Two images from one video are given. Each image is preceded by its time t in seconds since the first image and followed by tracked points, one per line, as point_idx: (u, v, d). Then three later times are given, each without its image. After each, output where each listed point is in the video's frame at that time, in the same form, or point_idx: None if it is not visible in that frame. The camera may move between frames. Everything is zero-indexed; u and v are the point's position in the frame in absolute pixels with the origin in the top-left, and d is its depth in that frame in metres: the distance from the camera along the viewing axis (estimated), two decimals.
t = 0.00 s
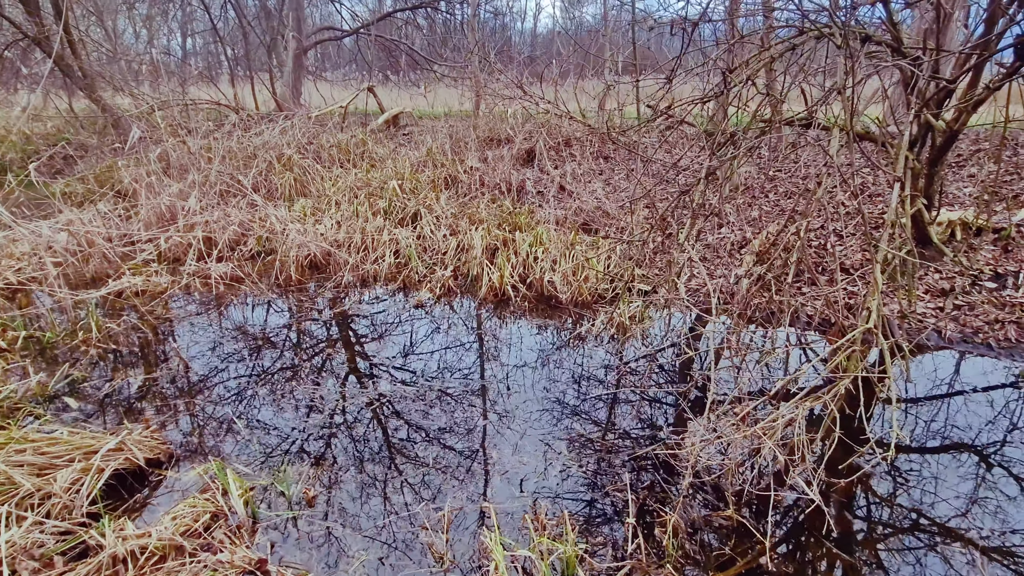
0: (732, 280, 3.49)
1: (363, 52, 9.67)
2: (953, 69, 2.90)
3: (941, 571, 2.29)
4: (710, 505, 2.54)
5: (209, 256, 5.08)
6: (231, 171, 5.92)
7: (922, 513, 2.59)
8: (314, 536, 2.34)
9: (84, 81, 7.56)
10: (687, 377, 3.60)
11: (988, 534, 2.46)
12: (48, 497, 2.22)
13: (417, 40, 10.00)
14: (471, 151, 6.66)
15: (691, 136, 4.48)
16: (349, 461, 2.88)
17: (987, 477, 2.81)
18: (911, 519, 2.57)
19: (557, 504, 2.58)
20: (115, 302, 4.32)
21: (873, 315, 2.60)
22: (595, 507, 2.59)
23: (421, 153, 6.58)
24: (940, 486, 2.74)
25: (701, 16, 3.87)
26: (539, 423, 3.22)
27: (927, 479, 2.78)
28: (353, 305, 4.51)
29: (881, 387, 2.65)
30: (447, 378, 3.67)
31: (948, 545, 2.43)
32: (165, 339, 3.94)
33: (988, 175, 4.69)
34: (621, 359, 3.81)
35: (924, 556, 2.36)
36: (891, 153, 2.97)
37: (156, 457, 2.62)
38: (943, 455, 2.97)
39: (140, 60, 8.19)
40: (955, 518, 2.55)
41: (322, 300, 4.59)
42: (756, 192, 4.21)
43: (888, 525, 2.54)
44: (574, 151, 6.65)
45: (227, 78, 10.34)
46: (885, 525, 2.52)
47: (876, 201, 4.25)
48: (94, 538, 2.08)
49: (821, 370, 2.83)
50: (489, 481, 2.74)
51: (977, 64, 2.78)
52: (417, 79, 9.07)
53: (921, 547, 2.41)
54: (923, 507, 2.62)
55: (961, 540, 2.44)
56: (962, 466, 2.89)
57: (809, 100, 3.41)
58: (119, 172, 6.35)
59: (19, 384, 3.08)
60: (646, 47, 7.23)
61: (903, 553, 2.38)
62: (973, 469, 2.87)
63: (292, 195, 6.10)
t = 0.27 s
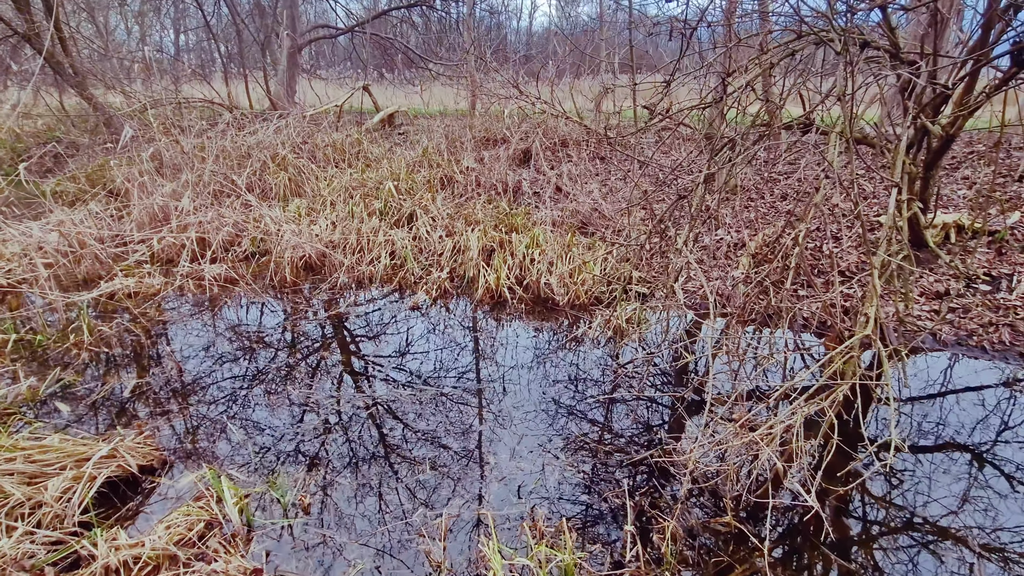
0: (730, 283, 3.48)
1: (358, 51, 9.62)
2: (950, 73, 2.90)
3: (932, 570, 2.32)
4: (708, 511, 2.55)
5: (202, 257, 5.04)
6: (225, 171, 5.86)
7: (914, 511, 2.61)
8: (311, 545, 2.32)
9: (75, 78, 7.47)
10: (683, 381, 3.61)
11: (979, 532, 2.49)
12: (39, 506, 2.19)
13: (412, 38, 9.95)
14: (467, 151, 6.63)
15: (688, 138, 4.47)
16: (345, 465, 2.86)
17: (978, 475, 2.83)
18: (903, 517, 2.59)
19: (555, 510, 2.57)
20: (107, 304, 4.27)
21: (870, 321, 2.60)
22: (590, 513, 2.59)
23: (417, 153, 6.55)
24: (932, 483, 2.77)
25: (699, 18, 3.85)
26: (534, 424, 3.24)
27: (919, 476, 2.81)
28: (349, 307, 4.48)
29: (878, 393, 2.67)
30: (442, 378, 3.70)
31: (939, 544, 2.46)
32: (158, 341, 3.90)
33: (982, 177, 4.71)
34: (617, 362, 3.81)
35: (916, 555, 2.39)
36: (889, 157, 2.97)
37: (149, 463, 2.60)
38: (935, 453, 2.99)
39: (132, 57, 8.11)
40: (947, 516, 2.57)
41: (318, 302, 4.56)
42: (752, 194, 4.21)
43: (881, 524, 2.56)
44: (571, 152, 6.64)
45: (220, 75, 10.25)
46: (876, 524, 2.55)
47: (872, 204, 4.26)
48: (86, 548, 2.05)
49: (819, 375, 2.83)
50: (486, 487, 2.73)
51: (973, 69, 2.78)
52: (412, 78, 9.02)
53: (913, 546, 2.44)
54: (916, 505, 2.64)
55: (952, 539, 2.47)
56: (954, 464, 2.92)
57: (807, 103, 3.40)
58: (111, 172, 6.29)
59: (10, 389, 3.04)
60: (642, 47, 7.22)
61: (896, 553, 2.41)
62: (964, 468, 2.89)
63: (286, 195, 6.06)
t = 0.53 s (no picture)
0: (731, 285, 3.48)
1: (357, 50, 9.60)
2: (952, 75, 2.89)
3: (929, 567, 2.32)
4: (709, 513, 2.55)
5: (202, 258, 5.02)
6: (224, 171, 5.85)
7: (912, 509, 2.62)
8: (311, 548, 2.31)
9: (73, 78, 7.44)
10: (683, 382, 3.62)
11: (976, 530, 2.49)
12: (39, 511, 2.18)
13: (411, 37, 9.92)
14: (466, 151, 6.62)
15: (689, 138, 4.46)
16: (346, 467, 2.85)
17: (975, 474, 2.84)
18: (901, 515, 2.59)
19: (556, 513, 2.57)
20: (106, 305, 4.26)
21: (872, 324, 2.60)
22: (590, 516, 2.59)
23: (416, 153, 6.54)
24: (929, 481, 2.77)
25: (699, 19, 3.85)
26: (533, 425, 3.25)
27: (916, 474, 2.81)
28: (348, 308, 4.47)
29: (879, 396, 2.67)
30: (441, 378, 3.71)
31: (936, 542, 2.46)
32: (158, 342, 3.89)
33: (981, 178, 4.71)
34: (617, 362, 3.82)
35: (913, 554, 2.39)
36: (890, 159, 2.97)
37: (149, 467, 2.59)
38: (933, 450, 3.00)
39: (130, 56, 8.08)
40: (944, 514, 2.57)
41: (318, 303, 4.55)
42: (752, 195, 4.21)
43: (879, 522, 2.56)
44: (570, 152, 6.63)
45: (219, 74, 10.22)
46: (874, 524, 2.55)
47: (873, 204, 4.25)
48: (87, 552, 2.05)
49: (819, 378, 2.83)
50: (487, 490, 2.72)
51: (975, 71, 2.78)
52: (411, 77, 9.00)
53: (910, 544, 2.45)
54: (913, 503, 2.65)
55: (949, 537, 2.47)
56: (951, 462, 2.92)
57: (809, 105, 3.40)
58: (109, 171, 6.27)
59: (8, 392, 3.03)
60: (642, 47, 7.21)
61: (893, 551, 2.41)
62: (962, 467, 2.89)
63: (286, 195, 6.04)
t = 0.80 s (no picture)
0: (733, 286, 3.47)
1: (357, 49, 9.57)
2: (954, 77, 2.90)
3: (929, 568, 2.32)
4: (712, 514, 2.55)
5: (203, 258, 5.02)
6: (225, 171, 5.85)
7: (912, 510, 2.62)
8: (316, 549, 2.32)
9: (73, 77, 7.44)
10: (683, 383, 3.63)
11: (977, 531, 2.49)
12: (43, 511, 2.19)
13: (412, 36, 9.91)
14: (467, 151, 6.63)
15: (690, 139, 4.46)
16: (348, 467, 2.85)
17: (975, 474, 2.84)
18: (901, 516, 2.59)
19: (559, 513, 2.57)
20: (107, 305, 4.26)
21: (876, 325, 2.60)
22: (591, 516, 2.59)
23: (417, 153, 6.54)
24: (929, 481, 2.77)
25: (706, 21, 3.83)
26: (534, 425, 3.26)
27: (917, 475, 2.81)
28: (349, 308, 4.47)
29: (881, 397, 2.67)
30: (441, 378, 3.72)
31: (936, 543, 2.46)
32: (160, 342, 3.88)
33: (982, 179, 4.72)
34: (618, 363, 3.83)
35: (913, 555, 2.39)
36: (893, 160, 2.97)
37: (152, 467, 2.60)
38: (933, 451, 3.00)
39: (131, 56, 8.08)
40: (944, 515, 2.58)
41: (320, 303, 4.56)
42: (754, 196, 4.21)
43: (879, 523, 2.56)
44: (572, 152, 6.63)
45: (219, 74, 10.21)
46: (875, 525, 2.55)
47: (874, 205, 4.26)
48: (91, 553, 2.05)
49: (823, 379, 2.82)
50: (490, 490, 2.73)
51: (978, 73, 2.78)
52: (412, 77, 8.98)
53: (911, 545, 2.45)
54: (913, 504, 2.65)
55: (950, 537, 2.47)
56: (951, 463, 2.92)
57: (812, 106, 3.40)
58: (111, 171, 6.27)
59: (11, 392, 3.03)
60: (643, 47, 7.21)
61: (893, 551, 2.42)
62: (962, 466, 2.90)
63: (287, 194, 6.05)
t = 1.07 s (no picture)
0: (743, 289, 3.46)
1: (366, 51, 9.61)
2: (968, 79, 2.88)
3: (941, 574, 2.31)
4: (722, 517, 2.55)
5: (215, 259, 5.07)
6: (236, 173, 5.91)
7: (923, 515, 2.60)
8: (326, 549, 2.34)
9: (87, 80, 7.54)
10: (691, 386, 3.62)
11: (989, 537, 2.47)
12: (60, 509, 2.22)
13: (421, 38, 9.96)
14: (476, 153, 6.65)
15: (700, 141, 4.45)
16: (357, 467, 2.87)
17: (988, 480, 2.81)
18: (912, 521, 2.58)
19: (568, 515, 2.58)
20: (120, 306, 4.31)
21: (887, 329, 2.59)
22: (599, 518, 2.59)
23: (426, 155, 6.57)
24: (941, 486, 2.75)
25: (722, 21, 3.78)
26: (541, 426, 3.27)
27: (928, 479, 2.79)
28: (358, 308, 4.50)
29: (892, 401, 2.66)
30: (448, 378, 3.74)
31: (948, 548, 2.45)
32: (172, 342, 3.92)
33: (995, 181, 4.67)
34: (626, 366, 3.83)
35: (924, 560, 2.38)
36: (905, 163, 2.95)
37: (166, 466, 2.63)
38: (945, 456, 2.97)
39: (144, 58, 8.17)
40: (956, 520, 2.56)
41: (329, 303, 4.59)
42: (763, 198, 4.20)
43: (890, 527, 2.55)
44: (580, 153, 6.63)
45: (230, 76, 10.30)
46: (886, 529, 2.54)
47: (885, 207, 4.23)
48: (106, 551, 2.08)
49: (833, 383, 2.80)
50: (499, 491, 2.74)
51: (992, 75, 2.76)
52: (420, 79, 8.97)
53: (922, 550, 2.43)
54: (924, 509, 2.63)
55: (962, 542, 2.45)
56: (963, 468, 2.90)
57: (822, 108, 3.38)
58: (124, 173, 6.35)
59: (27, 391, 3.08)
60: (652, 48, 7.20)
61: (904, 556, 2.40)
62: (974, 471, 2.87)
63: (297, 196, 6.10)
